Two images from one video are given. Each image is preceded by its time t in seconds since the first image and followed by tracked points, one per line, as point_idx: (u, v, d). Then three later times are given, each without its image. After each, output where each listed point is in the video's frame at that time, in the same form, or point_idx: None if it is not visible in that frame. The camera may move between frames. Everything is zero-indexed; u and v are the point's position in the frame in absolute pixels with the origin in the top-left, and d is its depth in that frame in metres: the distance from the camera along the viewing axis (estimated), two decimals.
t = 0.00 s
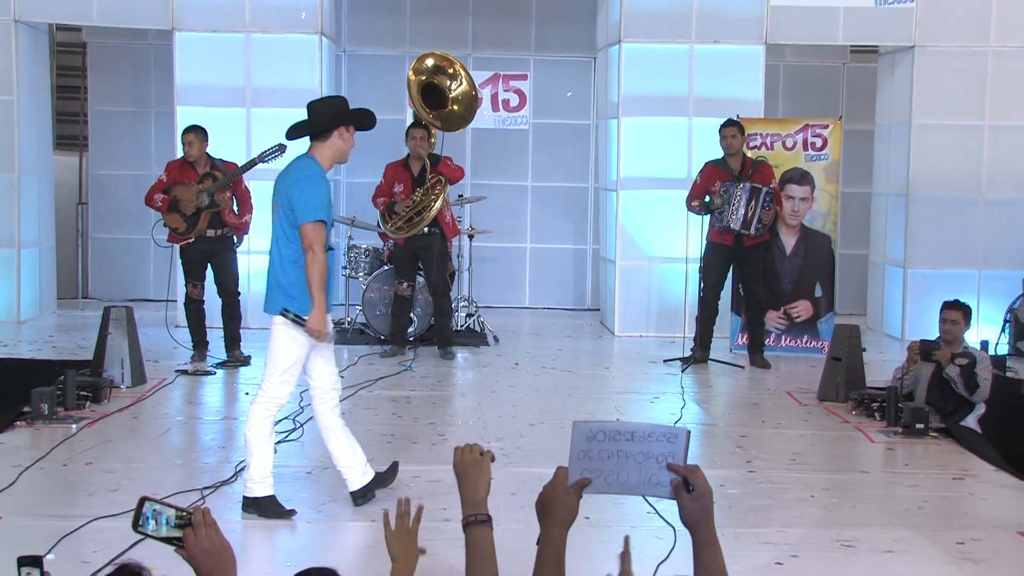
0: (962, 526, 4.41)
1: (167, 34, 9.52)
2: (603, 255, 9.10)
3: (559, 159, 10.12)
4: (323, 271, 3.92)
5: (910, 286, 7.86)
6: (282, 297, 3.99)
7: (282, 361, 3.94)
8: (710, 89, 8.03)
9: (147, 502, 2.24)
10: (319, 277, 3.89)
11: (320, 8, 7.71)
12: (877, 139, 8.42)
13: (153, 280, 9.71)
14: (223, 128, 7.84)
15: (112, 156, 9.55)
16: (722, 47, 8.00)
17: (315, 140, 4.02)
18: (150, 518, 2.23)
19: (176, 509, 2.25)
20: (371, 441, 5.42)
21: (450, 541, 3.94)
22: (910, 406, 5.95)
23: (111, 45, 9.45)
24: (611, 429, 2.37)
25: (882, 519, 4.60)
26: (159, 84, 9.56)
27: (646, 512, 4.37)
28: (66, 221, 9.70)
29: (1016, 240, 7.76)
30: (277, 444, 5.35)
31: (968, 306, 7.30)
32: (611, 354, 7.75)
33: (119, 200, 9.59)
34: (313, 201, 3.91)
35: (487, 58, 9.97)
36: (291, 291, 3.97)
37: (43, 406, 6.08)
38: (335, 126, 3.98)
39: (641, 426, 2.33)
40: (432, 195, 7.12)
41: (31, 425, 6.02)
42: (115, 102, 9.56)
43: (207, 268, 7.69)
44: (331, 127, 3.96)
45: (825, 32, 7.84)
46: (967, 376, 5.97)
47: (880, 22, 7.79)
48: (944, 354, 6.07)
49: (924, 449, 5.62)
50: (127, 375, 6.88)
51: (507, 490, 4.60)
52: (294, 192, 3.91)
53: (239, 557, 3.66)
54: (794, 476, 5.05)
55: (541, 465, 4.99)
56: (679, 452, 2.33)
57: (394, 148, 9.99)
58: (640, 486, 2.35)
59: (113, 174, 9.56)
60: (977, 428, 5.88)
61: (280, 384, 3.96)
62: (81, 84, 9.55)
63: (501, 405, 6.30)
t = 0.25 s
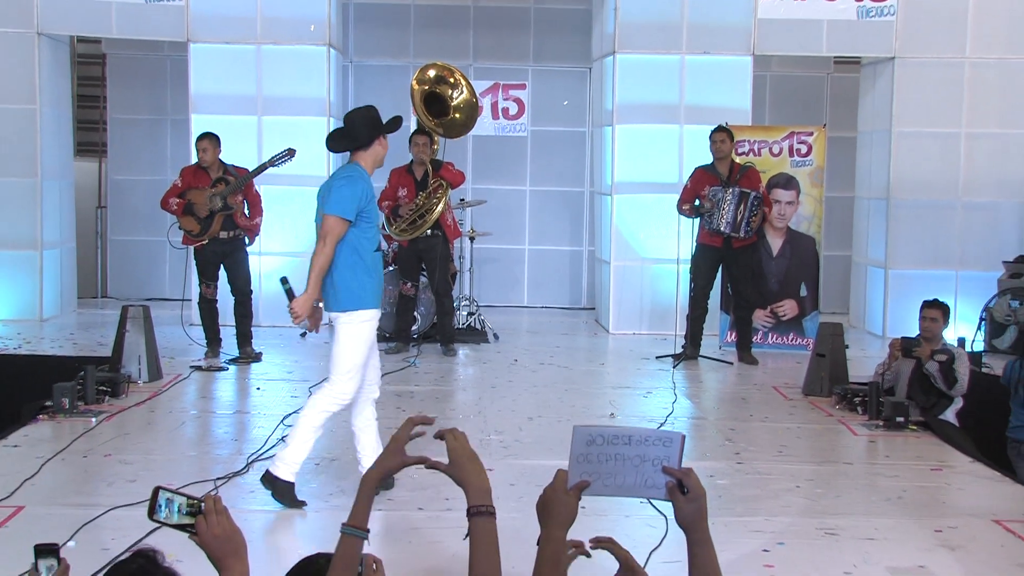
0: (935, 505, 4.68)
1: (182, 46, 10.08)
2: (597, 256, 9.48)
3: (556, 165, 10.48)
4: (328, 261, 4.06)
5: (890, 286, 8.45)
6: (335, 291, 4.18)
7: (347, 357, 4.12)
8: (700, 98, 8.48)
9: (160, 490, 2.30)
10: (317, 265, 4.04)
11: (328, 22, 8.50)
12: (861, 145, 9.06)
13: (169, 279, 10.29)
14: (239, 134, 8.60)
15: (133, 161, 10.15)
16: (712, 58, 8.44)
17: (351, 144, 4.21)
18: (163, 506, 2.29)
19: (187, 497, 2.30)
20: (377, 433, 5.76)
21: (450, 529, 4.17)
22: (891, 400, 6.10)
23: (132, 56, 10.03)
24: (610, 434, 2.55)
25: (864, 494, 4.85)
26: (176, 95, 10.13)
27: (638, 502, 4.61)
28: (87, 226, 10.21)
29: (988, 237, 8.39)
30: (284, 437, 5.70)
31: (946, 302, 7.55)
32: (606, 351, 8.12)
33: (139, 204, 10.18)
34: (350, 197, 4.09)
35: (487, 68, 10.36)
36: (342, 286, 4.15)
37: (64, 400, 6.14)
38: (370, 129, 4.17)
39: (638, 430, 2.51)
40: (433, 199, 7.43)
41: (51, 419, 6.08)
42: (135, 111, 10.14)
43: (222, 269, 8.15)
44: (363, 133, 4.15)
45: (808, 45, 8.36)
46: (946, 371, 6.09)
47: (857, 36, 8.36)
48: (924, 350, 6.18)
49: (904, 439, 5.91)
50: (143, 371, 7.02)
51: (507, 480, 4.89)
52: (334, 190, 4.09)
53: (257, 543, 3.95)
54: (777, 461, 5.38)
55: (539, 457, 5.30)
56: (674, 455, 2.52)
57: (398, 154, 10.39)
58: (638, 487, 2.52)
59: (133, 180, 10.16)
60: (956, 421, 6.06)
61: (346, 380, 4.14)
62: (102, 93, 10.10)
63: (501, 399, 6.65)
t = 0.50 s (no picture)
0: (932, 504, 4.71)
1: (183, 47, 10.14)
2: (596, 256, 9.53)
3: (556, 165, 10.52)
4: (391, 263, 4.14)
5: (888, 286, 8.51)
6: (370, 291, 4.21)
7: (411, 355, 4.18)
8: (698, 98, 8.52)
9: (156, 486, 2.21)
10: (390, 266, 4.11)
11: (329, 22, 8.55)
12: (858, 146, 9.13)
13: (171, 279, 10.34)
14: (240, 135, 8.65)
15: (134, 160, 10.18)
16: (709, 59, 8.49)
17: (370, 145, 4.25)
18: (161, 503, 2.21)
19: (185, 493, 2.24)
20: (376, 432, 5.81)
21: (446, 531, 4.19)
22: (888, 399, 6.13)
23: (132, 57, 10.06)
24: (612, 437, 2.42)
25: (862, 493, 4.87)
26: (177, 96, 10.17)
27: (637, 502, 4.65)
28: (88, 225, 10.25)
29: (985, 237, 8.45)
30: (286, 436, 5.73)
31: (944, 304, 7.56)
32: (605, 350, 8.16)
33: (140, 204, 10.22)
34: (386, 198, 4.14)
35: (487, 69, 10.40)
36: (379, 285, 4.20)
37: (66, 400, 6.16)
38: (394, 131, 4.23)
39: (639, 435, 2.39)
40: (433, 200, 7.56)
41: (54, 418, 6.11)
42: (136, 112, 10.17)
43: (222, 269, 8.17)
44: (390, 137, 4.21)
45: (806, 45, 8.40)
46: (943, 371, 6.11)
47: (855, 37, 8.41)
48: (922, 349, 6.18)
49: (902, 439, 5.95)
50: (145, 370, 7.03)
51: (506, 480, 4.92)
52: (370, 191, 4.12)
53: (255, 544, 3.98)
54: (775, 460, 5.41)
55: (539, 456, 5.34)
56: (674, 464, 2.38)
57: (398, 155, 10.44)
58: (634, 495, 2.39)
59: (134, 181, 10.19)
60: (951, 419, 6.11)
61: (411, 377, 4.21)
62: (103, 94, 10.12)
63: (501, 398, 6.69)
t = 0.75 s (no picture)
0: (926, 502, 4.80)
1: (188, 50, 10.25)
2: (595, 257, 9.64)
3: (555, 167, 10.62)
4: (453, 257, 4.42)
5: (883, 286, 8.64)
6: (409, 292, 4.41)
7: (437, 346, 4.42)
8: (696, 101, 8.62)
9: (159, 484, 2.12)
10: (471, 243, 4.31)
11: (331, 25, 8.66)
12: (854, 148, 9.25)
13: (175, 279, 10.45)
14: (243, 138, 8.75)
15: (138, 161, 10.29)
16: (707, 62, 8.60)
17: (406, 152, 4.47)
18: (165, 500, 2.12)
19: (189, 490, 2.14)
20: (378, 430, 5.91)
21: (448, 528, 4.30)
22: (883, 398, 6.22)
23: (136, 60, 10.17)
24: (601, 479, 2.22)
25: (857, 491, 4.96)
26: (181, 99, 10.27)
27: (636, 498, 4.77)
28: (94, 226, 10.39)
29: (978, 238, 8.57)
30: (289, 434, 5.83)
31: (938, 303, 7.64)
32: (604, 350, 8.26)
33: (144, 206, 10.32)
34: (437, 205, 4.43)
35: (488, 72, 10.51)
36: (420, 287, 4.43)
37: (72, 399, 6.25)
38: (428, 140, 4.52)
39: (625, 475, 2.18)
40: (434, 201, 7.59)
41: (60, 417, 6.19)
42: (139, 115, 10.27)
43: (226, 269, 8.28)
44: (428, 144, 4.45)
45: (802, 49, 8.53)
46: (938, 370, 6.23)
47: (850, 41, 8.53)
48: (916, 349, 6.30)
49: (896, 437, 6.05)
50: (150, 369, 7.10)
51: (506, 477, 5.02)
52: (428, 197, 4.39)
53: (259, 540, 4.08)
54: (771, 459, 5.51)
55: (539, 454, 5.44)
56: (663, 506, 2.18)
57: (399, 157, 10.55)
58: (625, 541, 2.19)
59: (137, 182, 10.28)
60: (945, 418, 6.16)
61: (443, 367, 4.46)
62: (108, 97, 10.32)
63: (501, 397, 6.80)
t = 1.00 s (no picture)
0: (920, 499, 4.90)
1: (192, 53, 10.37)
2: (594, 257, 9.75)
3: (554, 169, 10.73)
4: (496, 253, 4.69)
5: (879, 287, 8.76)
6: (447, 295, 4.59)
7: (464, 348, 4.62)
8: (693, 103, 8.74)
9: (168, 484, 2.22)
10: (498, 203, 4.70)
11: (333, 29, 8.77)
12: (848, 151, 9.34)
13: (179, 279, 10.56)
14: (246, 140, 8.87)
15: (142, 163, 10.40)
16: (705, 65, 8.70)
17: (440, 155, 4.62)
18: (173, 499, 2.23)
19: (198, 489, 2.22)
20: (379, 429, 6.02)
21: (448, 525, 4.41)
22: (878, 398, 6.31)
23: (140, 62, 10.29)
24: (589, 533, 2.32)
25: (852, 488, 5.06)
26: (184, 101, 10.37)
27: (634, 495, 4.87)
28: (100, 227, 10.52)
29: (972, 239, 8.71)
30: (291, 433, 5.92)
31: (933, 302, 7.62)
32: (602, 349, 8.36)
33: (148, 207, 10.43)
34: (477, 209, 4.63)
35: (488, 75, 10.63)
36: (459, 288, 4.62)
37: (77, 397, 6.33)
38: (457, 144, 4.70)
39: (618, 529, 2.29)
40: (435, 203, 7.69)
41: (66, 416, 6.26)
42: (143, 117, 10.38)
43: (229, 269, 8.38)
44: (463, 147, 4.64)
45: (799, 53, 8.65)
46: (931, 369, 6.30)
47: (846, 45, 8.65)
48: (910, 349, 6.38)
49: (891, 435, 6.14)
50: (154, 369, 7.21)
51: (506, 475, 5.12)
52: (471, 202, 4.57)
53: (263, 537, 4.18)
54: (767, 457, 5.60)
55: (539, 452, 5.55)
56: (653, 554, 2.29)
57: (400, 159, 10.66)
58: None
59: (141, 184, 10.41)
60: (938, 417, 6.27)
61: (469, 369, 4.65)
62: (113, 101, 10.43)
63: (501, 396, 6.90)
